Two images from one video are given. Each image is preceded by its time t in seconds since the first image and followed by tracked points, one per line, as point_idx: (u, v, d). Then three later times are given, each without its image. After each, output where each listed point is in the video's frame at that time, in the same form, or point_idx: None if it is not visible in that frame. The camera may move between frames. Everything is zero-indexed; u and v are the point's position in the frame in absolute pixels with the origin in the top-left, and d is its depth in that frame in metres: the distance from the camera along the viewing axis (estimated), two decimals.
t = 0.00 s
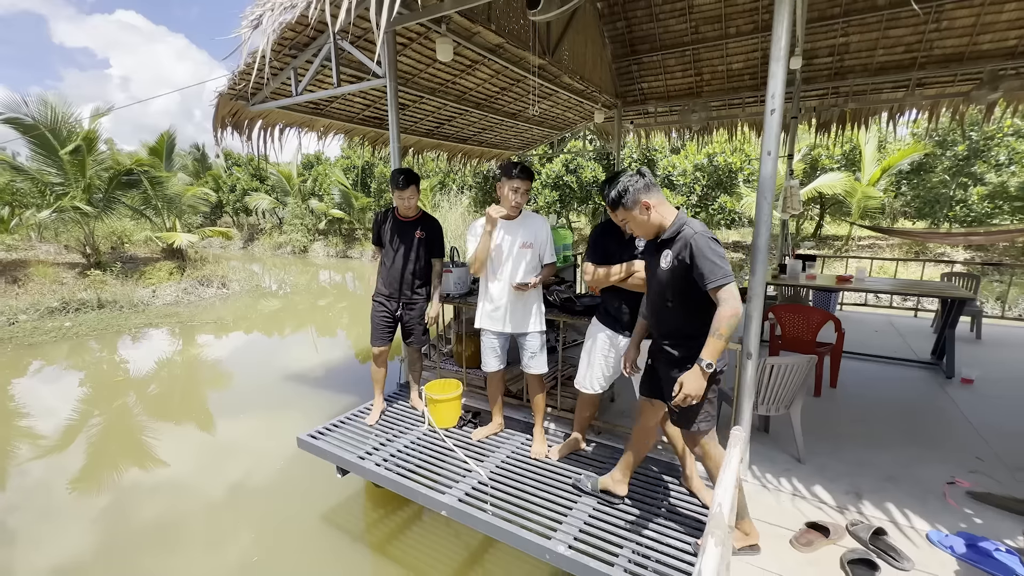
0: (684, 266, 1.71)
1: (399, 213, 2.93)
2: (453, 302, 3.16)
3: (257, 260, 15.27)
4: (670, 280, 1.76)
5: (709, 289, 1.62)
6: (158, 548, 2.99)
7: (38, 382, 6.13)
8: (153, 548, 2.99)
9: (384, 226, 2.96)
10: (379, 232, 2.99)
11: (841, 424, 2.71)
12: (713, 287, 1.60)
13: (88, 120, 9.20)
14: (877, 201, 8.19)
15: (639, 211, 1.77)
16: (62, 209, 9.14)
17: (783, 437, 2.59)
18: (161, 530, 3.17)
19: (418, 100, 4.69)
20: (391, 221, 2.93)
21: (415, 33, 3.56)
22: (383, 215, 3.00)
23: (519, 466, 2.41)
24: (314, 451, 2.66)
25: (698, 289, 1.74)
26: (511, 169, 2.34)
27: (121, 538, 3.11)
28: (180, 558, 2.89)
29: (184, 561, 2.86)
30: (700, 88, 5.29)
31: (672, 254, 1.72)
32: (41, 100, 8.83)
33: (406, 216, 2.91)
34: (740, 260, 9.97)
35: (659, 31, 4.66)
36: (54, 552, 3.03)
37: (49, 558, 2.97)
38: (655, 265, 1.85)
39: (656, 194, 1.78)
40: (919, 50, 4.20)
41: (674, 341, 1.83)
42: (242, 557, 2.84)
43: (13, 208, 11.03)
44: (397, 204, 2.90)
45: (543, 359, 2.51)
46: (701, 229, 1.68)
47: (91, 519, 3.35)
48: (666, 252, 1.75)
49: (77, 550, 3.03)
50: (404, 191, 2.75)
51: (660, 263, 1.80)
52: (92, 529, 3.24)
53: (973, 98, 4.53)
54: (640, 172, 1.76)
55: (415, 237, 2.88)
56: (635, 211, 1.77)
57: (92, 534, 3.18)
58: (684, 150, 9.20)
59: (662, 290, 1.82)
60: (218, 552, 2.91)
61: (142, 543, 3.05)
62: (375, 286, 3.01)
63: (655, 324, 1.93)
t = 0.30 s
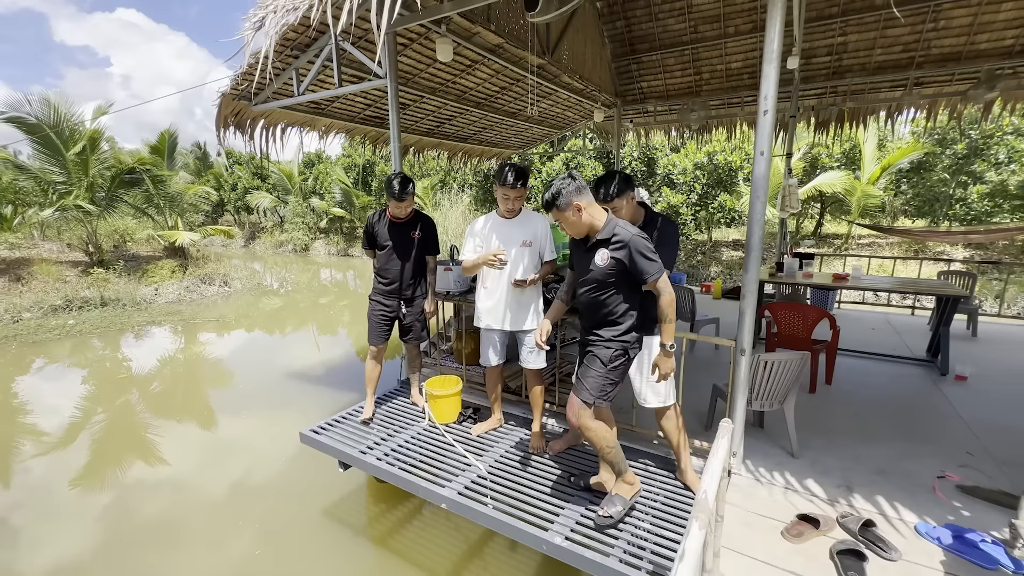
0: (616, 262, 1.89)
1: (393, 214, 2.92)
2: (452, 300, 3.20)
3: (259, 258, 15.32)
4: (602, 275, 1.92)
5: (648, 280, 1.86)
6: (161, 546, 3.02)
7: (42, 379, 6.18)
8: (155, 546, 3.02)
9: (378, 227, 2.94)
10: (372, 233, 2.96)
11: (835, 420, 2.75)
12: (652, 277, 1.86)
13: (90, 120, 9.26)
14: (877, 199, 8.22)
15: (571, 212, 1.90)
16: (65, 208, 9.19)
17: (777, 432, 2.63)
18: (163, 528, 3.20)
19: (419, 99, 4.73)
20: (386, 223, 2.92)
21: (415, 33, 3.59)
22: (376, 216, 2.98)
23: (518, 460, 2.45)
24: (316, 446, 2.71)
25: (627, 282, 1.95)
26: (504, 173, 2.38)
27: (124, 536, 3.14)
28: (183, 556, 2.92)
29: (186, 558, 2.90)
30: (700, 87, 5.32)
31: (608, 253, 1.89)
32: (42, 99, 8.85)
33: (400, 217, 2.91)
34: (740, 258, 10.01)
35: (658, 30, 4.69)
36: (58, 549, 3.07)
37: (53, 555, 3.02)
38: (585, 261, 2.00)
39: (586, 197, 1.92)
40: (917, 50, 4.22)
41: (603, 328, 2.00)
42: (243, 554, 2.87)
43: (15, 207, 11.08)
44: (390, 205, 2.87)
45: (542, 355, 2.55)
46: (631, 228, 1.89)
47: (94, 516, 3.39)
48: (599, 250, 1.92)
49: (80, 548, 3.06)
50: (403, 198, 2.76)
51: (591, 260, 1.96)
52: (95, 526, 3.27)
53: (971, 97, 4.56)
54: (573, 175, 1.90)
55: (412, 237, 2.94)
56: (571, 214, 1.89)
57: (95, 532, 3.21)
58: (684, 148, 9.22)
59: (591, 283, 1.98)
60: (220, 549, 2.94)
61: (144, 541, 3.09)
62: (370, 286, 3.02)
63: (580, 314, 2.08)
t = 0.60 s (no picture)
0: (564, 276, 1.93)
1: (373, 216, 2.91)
2: (453, 297, 3.23)
3: (259, 257, 15.34)
4: (551, 286, 1.96)
5: (591, 297, 1.90)
6: (161, 545, 3.03)
7: (43, 378, 6.20)
8: (155, 545, 3.03)
9: (361, 231, 2.92)
10: (353, 238, 2.93)
11: (832, 416, 2.78)
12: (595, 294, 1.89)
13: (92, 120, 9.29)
14: (876, 197, 8.24)
15: (527, 226, 1.89)
16: (66, 207, 9.21)
17: (775, 428, 2.65)
18: (163, 526, 3.21)
19: (419, 98, 4.75)
20: (369, 226, 2.91)
21: (415, 33, 3.61)
22: (354, 221, 2.93)
23: (518, 456, 2.48)
24: (318, 442, 2.73)
25: (575, 295, 1.98)
26: (499, 169, 2.49)
27: (124, 534, 3.15)
28: (183, 554, 2.93)
29: (187, 557, 2.91)
30: (699, 86, 5.34)
31: (557, 266, 1.92)
32: (43, 98, 8.87)
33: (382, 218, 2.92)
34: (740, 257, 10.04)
35: (658, 29, 4.71)
36: (56, 550, 3.07)
37: (54, 554, 3.03)
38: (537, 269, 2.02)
39: (541, 212, 1.91)
40: (916, 48, 4.24)
41: (549, 333, 2.05)
42: (243, 553, 2.88)
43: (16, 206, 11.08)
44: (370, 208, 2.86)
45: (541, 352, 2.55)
46: (582, 246, 1.90)
47: (94, 515, 3.40)
48: (549, 263, 1.95)
49: (80, 547, 3.07)
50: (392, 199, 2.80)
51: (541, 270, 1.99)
52: (94, 525, 3.27)
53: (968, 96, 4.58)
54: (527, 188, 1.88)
55: (397, 236, 3.00)
56: (526, 228, 1.88)
57: (94, 531, 3.22)
58: (683, 147, 9.24)
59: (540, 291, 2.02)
60: (220, 548, 2.95)
61: (143, 540, 3.09)
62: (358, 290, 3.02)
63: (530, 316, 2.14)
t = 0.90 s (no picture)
0: (541, 263, 2.06)
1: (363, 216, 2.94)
2: (453, 295, 3.25)
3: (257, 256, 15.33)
4: (527, 272, 2.09)
5: (567, 283, 2.04)
6: (159, 546, 3.02)
7: (42, 378, 6.20)
8: (153, 546, 3.03)
9: (352, 232, 2.91)
10: (343, 240, 2.91)
11: (829, 410, 2.81)
12: (566, 281, 2.04)
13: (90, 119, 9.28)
14: (874, 195, 8.28)
15: (507, 215, 1.98)
16: (64, 206, 9.20)
17: (772, 422, 2.68)
18: (162, 527, 3.21)
19: (418, 97, 4.77)
20: (360, 226, 2.92)
21: (415, 32, 3.63)
22: (344, 222, 2.91)
23: (519, 451, 2.51)
24: (321, 438, 2.75)
25: (549, 282, 2.12)
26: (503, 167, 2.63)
27: (123, 535, 3.15)
28: (180, 554, 2.94)
29: (186, 558, 2.91)
30: (697, 84, 5.36)
31: (534, 253, 2.04)
32: (42, 97, 8.85)
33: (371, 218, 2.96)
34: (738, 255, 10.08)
35: (657, 28, 4.73)
36: (53, 552, 3.06)
37: (53, 554, 3.03)
38: (512, 257, 2.14)
39: (519, 203, 2.02)
40: (912, 46, 4.27)
41: (524, 318, 2.17)
42: (242, 554, 2.88)
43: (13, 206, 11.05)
44: (360, 208, 2.88)
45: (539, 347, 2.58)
46: (558, 234, 2.05)
47: (93, 515, 3.40)
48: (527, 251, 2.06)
49: (78, 548, 3.07)
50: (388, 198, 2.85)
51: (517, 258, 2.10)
52: (93, 527, 3.27)
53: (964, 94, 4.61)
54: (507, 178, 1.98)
55: (387, 233, 3.07)
56: (504, 216, 1.97)
57: (92, 532, 3.21)
58: (681, 145, 9.26)
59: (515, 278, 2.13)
60: (219, 549, 2.95)
61: (141, 541, 3.09)
62: (352, 291, 3.02)
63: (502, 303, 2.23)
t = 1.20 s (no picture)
0: (502, 260, 2.13)
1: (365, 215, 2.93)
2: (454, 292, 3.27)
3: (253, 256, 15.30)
4: (491, 273, 2.15)
5: (532, 272, 2.11)
6: (155, 548, 3.01)
7: (38, 378, 6.17)
8: (149, 549, 3.01)
9: (355, 231, 2.91)
10: (346, 239, 2.91)
11: (826, 405, 2.85)
12: (533, 270, 2.11)
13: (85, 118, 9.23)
14: (868, 194, 8.33)
15: (457, 229, 2.04)
16: (60, 206, 9.15)
17: (771, 417, 2.72)
18: (158, 529, 3.19)
19: (417, 96, 4.77)
20: (363, 225, 2.92)
21: (415, 31, 3.63)
22: (347, 221, 2.91)
23: (519, 448, 2.54)
24: (323, 436, 2.77)
25: (513, 277, 2.19)
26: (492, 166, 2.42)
27: (118, 538, 3.13)
28: (177, 556, 2.93)
29: (183, 559, 2.90)
30: (694, 83, 5.39)
31: (494, 254, 2.12)
32: (37, 97, 8.81)
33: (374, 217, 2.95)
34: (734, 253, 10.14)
35: (654, 27, 4.76)
36: (46, 556, 3.04)
37: (48, 558, 3.01)
38: (472, 264, 2.19)
39: (469, 215, 2.07)
40: (907, 46, 4.31)
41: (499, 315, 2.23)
42: (239, 556, 2.87)
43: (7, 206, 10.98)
44: (363, 208, 2.86)
45: (537, 344, 2.60)
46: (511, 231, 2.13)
47: (87, 518, 3.38)
48: (487, 255, 2.13)
49: (74, 551, 3.05)
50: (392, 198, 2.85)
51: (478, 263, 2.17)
52: (86, 530, 3.24)
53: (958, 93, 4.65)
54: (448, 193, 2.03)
55: (389, 233, 3.07)
56: (458, 230, 2.02)
57: (87, 535, 3.19)
58: (678, 145, 9.31)
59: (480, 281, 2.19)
60: (217, 550, 2.95)
61: (137, 543, 3.07)
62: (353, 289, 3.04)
63: (471, 307, 2.27)
